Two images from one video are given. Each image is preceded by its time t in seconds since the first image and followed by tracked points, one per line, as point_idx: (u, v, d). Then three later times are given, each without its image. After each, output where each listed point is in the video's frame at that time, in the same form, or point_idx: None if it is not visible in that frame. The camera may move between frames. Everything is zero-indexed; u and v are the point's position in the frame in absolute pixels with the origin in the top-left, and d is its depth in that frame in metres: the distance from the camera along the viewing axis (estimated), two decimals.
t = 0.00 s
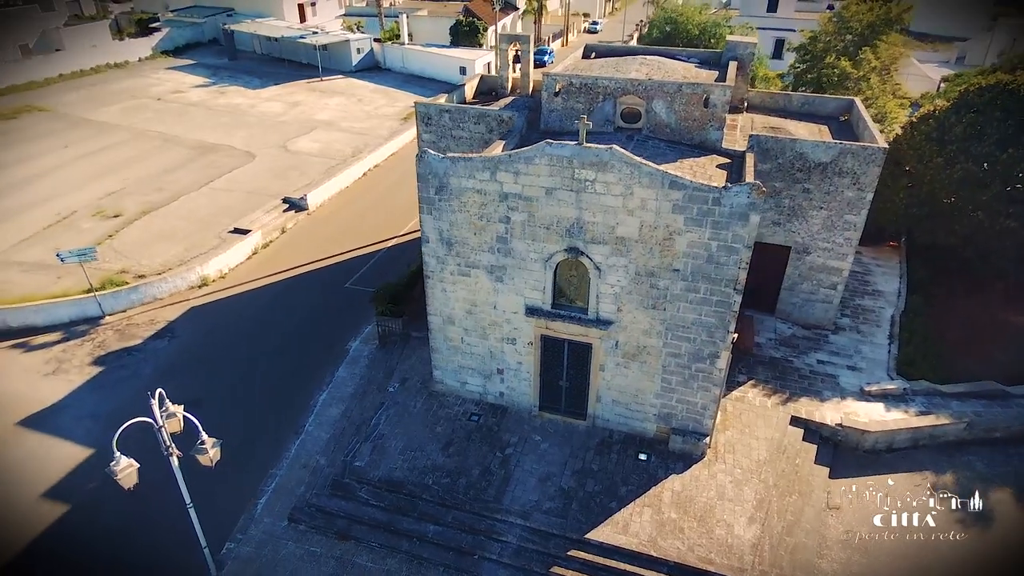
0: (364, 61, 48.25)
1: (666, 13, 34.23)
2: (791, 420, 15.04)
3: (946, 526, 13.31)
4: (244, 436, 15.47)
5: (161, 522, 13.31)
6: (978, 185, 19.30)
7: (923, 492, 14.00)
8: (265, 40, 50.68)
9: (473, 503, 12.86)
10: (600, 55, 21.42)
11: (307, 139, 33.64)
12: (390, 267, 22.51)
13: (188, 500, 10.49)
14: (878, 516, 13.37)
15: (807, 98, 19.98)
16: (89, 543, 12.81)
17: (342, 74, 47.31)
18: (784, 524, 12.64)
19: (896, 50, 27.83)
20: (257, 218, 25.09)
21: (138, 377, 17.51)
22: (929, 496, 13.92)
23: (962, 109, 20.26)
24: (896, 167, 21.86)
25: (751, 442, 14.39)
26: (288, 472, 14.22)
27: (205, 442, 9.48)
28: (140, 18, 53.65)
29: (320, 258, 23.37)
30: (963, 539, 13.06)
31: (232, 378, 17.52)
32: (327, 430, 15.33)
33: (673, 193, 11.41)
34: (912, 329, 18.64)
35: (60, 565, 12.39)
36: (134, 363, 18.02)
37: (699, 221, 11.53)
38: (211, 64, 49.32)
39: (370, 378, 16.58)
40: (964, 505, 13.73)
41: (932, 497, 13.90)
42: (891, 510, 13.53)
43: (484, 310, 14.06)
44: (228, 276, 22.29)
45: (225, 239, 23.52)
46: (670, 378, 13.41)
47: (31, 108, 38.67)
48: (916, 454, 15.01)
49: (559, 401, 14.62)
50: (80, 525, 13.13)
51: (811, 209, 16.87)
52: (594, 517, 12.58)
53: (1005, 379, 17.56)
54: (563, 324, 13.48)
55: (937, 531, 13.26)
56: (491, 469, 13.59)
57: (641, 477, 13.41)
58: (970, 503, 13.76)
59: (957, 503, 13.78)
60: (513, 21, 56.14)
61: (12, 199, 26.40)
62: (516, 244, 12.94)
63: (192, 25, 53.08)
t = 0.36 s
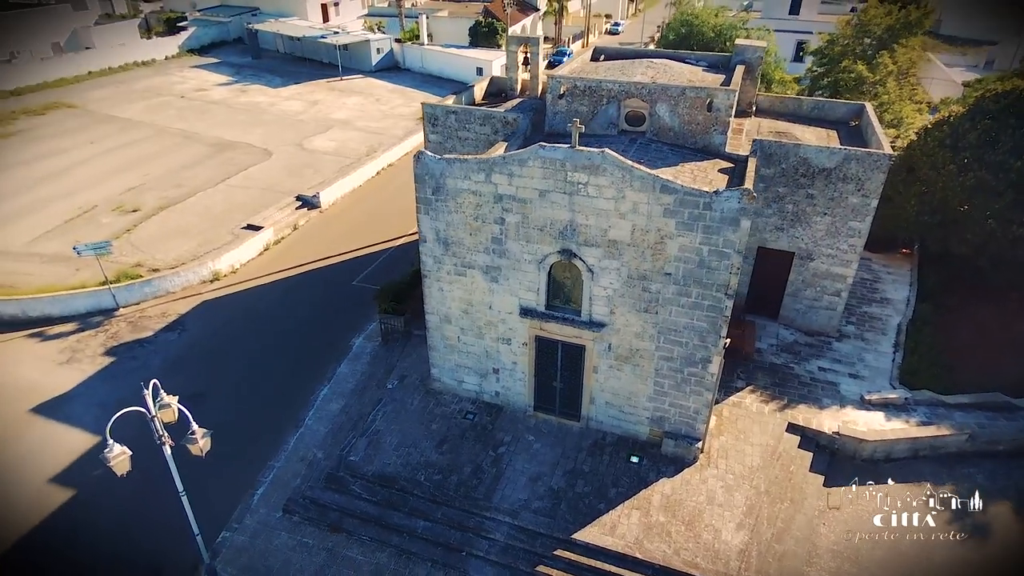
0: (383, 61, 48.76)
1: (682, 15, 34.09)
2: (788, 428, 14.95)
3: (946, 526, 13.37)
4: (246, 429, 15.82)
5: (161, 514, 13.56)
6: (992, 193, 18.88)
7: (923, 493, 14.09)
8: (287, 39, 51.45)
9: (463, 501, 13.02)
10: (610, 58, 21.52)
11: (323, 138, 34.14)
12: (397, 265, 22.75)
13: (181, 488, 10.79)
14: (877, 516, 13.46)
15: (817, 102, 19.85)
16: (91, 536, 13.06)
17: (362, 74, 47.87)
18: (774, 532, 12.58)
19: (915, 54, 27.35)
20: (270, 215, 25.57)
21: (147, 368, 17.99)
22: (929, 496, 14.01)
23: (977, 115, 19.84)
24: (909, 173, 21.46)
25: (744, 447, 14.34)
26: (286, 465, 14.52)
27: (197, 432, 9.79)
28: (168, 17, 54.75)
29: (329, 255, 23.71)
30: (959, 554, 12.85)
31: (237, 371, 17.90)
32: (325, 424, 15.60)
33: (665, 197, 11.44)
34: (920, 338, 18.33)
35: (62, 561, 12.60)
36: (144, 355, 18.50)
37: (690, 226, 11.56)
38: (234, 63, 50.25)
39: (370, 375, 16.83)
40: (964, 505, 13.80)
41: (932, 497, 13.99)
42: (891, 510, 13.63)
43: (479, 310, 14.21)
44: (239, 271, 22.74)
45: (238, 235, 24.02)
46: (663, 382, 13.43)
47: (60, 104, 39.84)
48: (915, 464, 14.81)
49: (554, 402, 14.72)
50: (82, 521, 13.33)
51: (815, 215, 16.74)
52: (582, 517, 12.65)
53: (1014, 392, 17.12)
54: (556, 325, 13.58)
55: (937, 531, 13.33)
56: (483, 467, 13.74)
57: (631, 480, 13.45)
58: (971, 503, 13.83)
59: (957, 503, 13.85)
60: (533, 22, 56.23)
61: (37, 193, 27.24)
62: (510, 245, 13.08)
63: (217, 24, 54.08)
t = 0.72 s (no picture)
0: (402, 62, 49.21)
1: (699, 18, 33.93)
2: (784, 435, 14.87)
3: (946, 526, 13.51)
4: (248, 423, 16.17)
5: (161, 510, 13.76)
6: (1005, 202, 18.44)
7: (923, 493, 14.23)
8: (309, 40, 52.16)
9: (453, 499, 13.20)
10: (618, 62, 21.54)
11: (339, 138, 34.60)
12: (405, 265, 23.02)
13: (174, 478, 11.10)
14: (876, 517, 13.62)
15: (827, 108, 19.65)
16: (93, 523, 13.47)
17: (381, 75, 48.40)
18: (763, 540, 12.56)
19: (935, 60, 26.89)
20: (283, 214, 26.04)
21: (156, 361, 18.46)
22: (929, 496, 14.15)
23: (992, 123, 19.46)
24: (922, 181, 21.12)
25: (738, 455, 14.30)
26: (283, 459, 14.81)
27: (189, 425, 10.10)
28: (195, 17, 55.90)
29: (339, 254, 24.07)
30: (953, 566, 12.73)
31: (242, 367, 18.27)
32: (323, 420, 15.87)
33: (656, 203, 11.49)
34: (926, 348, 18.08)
35: (58, 559, 12.76)
36: (154, 349, 18.98)
37: (681, 232, 11.59)
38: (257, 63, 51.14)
39: (371, 373, 17.08)
40: (964, 505, 13.94)
41: (931, 497, 14.13)
42: (890, 511, 13.75)
43: (476, 312, 14.37)
44: (251, 268, 23.19)
45: (250, 233, 24.51)
46: (655, 387, 13.47)
47: (88, 102, 40.97)
48: (913, 476, 14.66)
49: (548, 404, 14.82)
50: (81, 520, 13.47)
51: (818, 223, 16.62)
52: (570, 519, 12.75)
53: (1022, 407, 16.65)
54: (550, 328, 13.69)
55: (937, 531, 13.46)
56: (476, 466, 13.90)
57: (622, 483, 13.51)
58: (970, 503, 13.97)
59: (957, 503, 13.99)
60: (553, 24, 56.30)
61: (61, 189, 28.08)
62: (505, 248, 13.22)
63: (242, 24, 55.08)
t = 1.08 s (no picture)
0: (420, 61, 49.57)
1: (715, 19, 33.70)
2: (780, 441, 14.78)
3: (946, 526, 13.61)
4: (249, 415, 16.49)
5: (159, 502, 14.01)
6: (1018, 209, 17.94)
7: (923, 493, 14.28)
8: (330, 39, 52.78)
9: (443, 495, 13.35)
10: (626, 63, 21.52)
11: (354, 137, 35.00)
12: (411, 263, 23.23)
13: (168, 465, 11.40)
14: (877, 517, 13.64)
15: (836, 111, 19.41)
16: (95, 508, 13.87)
17: (399, 74, 48.82)
18: (752, 544, 12.52)
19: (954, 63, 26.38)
20: (295, 211, 26.46)
21: (164, 353, 18.90)
22: (929, 496, 14.20)
23: (1006, 129, 19.08)
24: (934, 186, 20.77)
25: (731, 459, 14.24)
26: (281, 451, 15.09)
27: (181, 416, 10.38)
28: (219, 16, 56.91)
29: (347, 251, 24.38)
30: None
31: (247, 360, 18.62)
32: (322, 414, 16.11)
33: (646, 205, 11.51)
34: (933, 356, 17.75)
35: (55, 557, 12.92)
36: (162, 341, 19.42)
37: (672, 234, 11.59)
38: (278, 61, 51.92)
39: (371, 369, 17.31)
40: (963, 505, 14.03)
41: (931, 497, 14.18)
42: (890, 511, 13.79)
43: (472, 310, 14.50)
44: (261, 263, 23.60)
45: (262, 229, 24.94)
46: (647, 389, 13.47)
47: (113, 98, 41.98)
48: (911, 486, 14.47)
49: (543, 403, 14.90)
50: (80, 519, 13.62)
51: (821, 227, 16.46)
52: (558, 518, 12.82)
53: None
54: (544, 328, 13.78)
55: (937, 531, 13.54)
56: (468, 464, 14.03)
57: (612, 484, 13.54)
58: (970, 503, 14.06)
59: (957, 503, 14.07)
60: (572, 24, 56.23)
61: (83, 183, 28.85)
62: (499, 247, 13.33)
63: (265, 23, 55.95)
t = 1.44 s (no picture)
0: (437, 60, 49.83)
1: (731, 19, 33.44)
2: (776, 444, 14.66)
3: (946, 526, 13.52)
4: (250, 406, 16.75)
5: (158, 490, 14.30)
6: None
7: (924, 492, 14.17)
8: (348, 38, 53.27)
9: (434, 489, 13.46)
10: (634, 63, 21.45)
11: (368, 134, 35.30)
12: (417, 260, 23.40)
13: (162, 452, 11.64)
14: (876, 517, 13.60)
15: (845, 112, 19.16)
16: (96, 493, 14.20)
17: (415, 73, 49.12)
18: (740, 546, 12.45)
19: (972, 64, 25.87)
20: (305, 207, 26.77)
21: (171, 344, 19.27)
22: (930, 496, 14.09)
23: (1020, 131, 18.69)
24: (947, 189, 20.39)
25: (724, 461, 14.16)
26: (279, 442, 15.32)
27: (174, 403, 10.60)
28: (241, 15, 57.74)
29: (355, 247, 24.63)
30: None
31: (251, 352, 18.91)
32: (320, 406, 16.31)
33: (637, 203, 11.50)
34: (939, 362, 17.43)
35: (57, 542, 13.22)
36: (170, 332, 19.80)
37: (663, 233, 11.57)
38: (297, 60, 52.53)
39: (370, 363, 17.49)
40: (963, 505, 13.93)
41: (932, 497, 14.07)
42: (891, 511, 13.72)
43: (468, 307, 14.60)
44: (270, 258, 23.94)
45: (272, 224, 25.29)
46: (640, 388, 13.46)
47: (135, 95, 42.82)
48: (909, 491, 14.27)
49: (537, 401, 14.94)
50: (82, 504, 13.96)
51: (824, 229, 16.29)
52: (547, 515, 12.86)
53: None
54: (538, 325, 13.83)
55: (937, 531, 13.47)
56: (460, 459, 14.13)
57: (603, 483, 13.54)
58: (970, 503, 13.94)
59: (957, 502, 13.97)
60: (590, 24, 56.08)
61: (101, 177, 29.49)
62: (494, 244, 13.40)
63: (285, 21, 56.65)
